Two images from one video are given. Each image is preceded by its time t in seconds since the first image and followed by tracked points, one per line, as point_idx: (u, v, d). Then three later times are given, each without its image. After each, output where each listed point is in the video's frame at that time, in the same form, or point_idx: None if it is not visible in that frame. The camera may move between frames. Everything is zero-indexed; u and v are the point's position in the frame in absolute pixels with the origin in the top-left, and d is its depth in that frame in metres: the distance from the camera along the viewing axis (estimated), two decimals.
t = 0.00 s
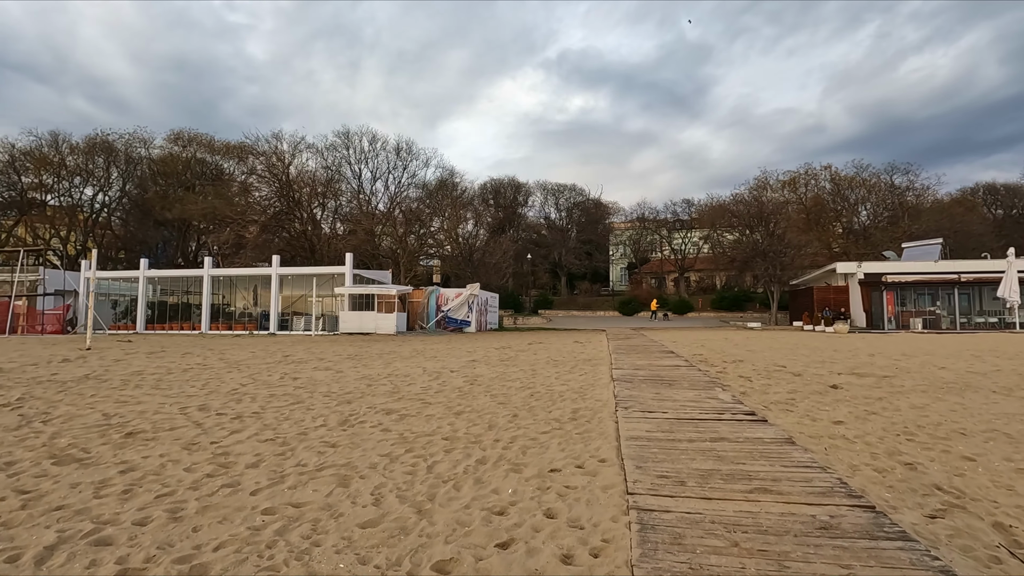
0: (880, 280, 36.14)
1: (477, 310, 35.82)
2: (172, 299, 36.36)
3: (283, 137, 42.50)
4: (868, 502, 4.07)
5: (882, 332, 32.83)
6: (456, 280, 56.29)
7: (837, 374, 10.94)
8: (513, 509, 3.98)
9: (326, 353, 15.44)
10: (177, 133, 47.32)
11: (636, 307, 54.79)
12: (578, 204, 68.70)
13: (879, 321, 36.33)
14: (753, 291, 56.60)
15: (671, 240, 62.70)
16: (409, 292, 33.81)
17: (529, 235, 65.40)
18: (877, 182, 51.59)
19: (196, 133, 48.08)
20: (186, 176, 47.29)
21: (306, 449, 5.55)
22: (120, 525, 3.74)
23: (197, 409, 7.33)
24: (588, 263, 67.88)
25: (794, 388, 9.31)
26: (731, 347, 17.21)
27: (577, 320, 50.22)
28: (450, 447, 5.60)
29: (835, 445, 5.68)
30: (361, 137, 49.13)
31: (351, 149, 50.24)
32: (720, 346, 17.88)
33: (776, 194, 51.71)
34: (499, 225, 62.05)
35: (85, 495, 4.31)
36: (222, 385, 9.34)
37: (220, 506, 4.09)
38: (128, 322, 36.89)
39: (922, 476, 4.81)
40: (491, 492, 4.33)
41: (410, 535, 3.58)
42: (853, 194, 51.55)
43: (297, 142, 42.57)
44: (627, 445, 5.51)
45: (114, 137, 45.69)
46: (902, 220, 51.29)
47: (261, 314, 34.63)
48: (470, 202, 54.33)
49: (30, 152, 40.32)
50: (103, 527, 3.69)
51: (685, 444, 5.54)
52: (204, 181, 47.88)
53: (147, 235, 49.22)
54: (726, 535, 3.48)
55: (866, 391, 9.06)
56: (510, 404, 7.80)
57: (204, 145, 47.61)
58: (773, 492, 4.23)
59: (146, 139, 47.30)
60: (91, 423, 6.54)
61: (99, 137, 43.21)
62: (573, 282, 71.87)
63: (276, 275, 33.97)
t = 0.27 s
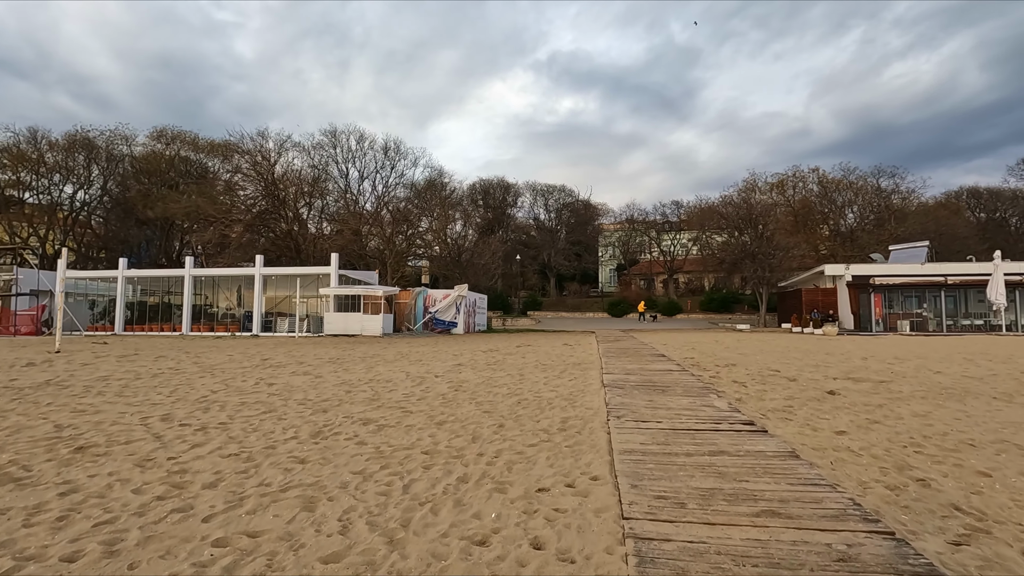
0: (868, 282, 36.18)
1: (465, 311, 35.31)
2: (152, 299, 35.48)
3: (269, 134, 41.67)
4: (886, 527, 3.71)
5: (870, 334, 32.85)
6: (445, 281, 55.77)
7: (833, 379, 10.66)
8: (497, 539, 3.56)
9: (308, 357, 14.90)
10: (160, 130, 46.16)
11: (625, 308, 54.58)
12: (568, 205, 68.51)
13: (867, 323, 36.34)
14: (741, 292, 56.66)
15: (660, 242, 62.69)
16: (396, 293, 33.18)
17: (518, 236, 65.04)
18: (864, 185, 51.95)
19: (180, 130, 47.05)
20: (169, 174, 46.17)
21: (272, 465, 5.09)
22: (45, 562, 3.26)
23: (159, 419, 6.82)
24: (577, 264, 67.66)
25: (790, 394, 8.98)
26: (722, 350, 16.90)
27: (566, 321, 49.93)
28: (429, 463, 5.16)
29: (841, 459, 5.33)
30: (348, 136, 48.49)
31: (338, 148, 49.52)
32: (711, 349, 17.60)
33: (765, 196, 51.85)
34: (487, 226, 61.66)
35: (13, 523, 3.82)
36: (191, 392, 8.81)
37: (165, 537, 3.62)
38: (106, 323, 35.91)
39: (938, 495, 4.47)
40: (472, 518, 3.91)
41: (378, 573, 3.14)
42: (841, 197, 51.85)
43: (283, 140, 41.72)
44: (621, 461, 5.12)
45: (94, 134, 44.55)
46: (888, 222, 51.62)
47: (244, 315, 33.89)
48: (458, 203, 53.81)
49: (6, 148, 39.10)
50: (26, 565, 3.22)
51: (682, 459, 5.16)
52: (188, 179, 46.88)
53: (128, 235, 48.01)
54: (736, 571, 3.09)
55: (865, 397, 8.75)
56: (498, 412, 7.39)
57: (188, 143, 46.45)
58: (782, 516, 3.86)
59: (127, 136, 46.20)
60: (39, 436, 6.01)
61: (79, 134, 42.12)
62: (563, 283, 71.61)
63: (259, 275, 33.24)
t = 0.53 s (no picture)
0: (860, 283, 36.16)
1: (455, 312, 34.80)
2: (135, 299, 34.64)
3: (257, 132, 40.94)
4: (925, 550, 3.33)
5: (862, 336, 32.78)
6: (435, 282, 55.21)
7: (836, 382, 10.34)
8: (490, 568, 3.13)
9: (292, 359, 14.37)
10: (146, 128, 45.18)
11: (616, 309, 54.33)
12: (559, 206, 68.26)
13: (859, 324, 36.32)
14: (732, 294, 56.60)
15: (652, 243, 62.57)
16: (385, 293, 32.83)
17: (509, 237, 64.64)
18: (854, 187, 52.17)
19: (166, 128, 46.12)
20: (155, 172, 45.19)
21: (243, 480, 4.62)
22: None
23: (123, 427, 6.31)
24: (569, 266, 67.36)
25: (794, 398, 8.63)
26: (718, 352, 16.60)
27: (558, 323, 49.61)
28: (415, 476, 4.72)
29: (860, 471, 4.96)
30: (338, 135, 47.87)
31: (328, 146, 48.90)
32: (707, 351, 17.28)
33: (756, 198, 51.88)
34: (478, 226, 61.21)
35: None
36: (163, 397, 8.28)
37: (110, 567, 3.16)
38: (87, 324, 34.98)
39: (970, 511, 4.10)
40: (462, 541, 3.48)
41: None
42: (831, 199, 52.02)
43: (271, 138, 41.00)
44: (624, 473, 4.71)
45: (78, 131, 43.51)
46: (878, 224, 51.87)
47: (230, 316, 33.18)
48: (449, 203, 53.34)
49: None
50: None
51: (691, 471, 4.76)
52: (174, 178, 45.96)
53: (112, 234, 46.95)
54: None
55: (871, 401, 8.43)
56: (490, 418, 6.96)
57: (174, 141, 45.47)
58: (808, 538, 3.47)
59: (112, 133, 45.19)
60: None
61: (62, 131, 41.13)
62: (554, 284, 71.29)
63: (245, 275, 32.54)
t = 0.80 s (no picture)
0: (854, 286, 36.05)
1: (447, 314, 34.25)
2: (119, 301, 33.82)
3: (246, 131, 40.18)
4: None
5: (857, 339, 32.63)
6: (427, 284, 54.70)
7: (842, 388, 9.97)
8: None
9: (277, 364, 13.80)
10: (133, 127, 44.25)
11: (610, 311, 53.99)
12: (552, 207, 67.98)
13: (853, 327, 36.20)
14: (725, 296, 56.45)
15: (645, 245, 62.41)
16: (376, 295, 32.39)
17: (502, 239, 64.24)
18: (846, 190, 52.27)
19: (154, 126, 45.22)
20: (142, 172, 44.27)
21: (208, 505, 4.14)
22: None
23: (83, 441, 5.78)
24: (562, 267, 67.04)
25: (802, 406, 8.25)
26: (716, 356, 16.21)
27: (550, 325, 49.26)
28: (403, 500, 4.27)
29: (889, 491, 4.56)
30: (329, 134, 47.21)
31: (318, 146, 48.24)
32: (704, 355, 16.91)
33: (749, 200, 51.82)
34: (470, 228, 60.87)
35: None
36: (132, 407, 7.72)
37: None
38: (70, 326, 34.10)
39: (1018, 539, 3.70)
40: None
41: None
42: (823, 201, 52.11)
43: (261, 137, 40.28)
44: (633, 495, 4.28)
45: (62, 128, 42.54)
46: (870, 227, 51.98)
47: (217, 318, 32.47)
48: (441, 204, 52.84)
49: None
50: None
51: (706, 493, 4.34)
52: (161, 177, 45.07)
53: (97, 235, 45.93)
54: None
55: (882, 409, 8.06)
56: (483, 429, 6.51)
57: (162, 140, 44.59)
58: None
59: (98, 131, 44.24)
60: None
61: (45, 128, 40.17)
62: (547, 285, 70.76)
63: (232, 276, 31.84)
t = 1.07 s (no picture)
0: (848, 288, 35.91)
1: (439, 316, 33.75)
2: (103, 302, 33.07)
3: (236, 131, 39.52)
4: None
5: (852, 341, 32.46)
6: (419, 286, 54.19)
7: (848, 393, 9.62)
8: None
9: (261, 367, 13.27)
10: (121, 126, 43.48)
11: (604, 313, 53.67)
12: (546, 209, 67.69)
13: (847, 330, 36.09)
14: (719, 298, 56.30)
15: (638, 247, 62.21)
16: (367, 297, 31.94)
17: (495, 241, 63.83)
18: (839, 193, 52.33)
19: (143, 125, 44.43)
20: (130, 172, 43.49)
21: (163, 528, 3.67)
22: None
23: (36, 453, 5.29)
24: (555, 269, 66.69)
25: (810, 411, 7.87)
26: (714, 359, 15.84)
27: (544, 327, 48.88)
28: (384, 520, 3.83)
29: (918, 508, 4.17)
30: (320, 134, 46.62)
31: (310, 146, 47.63)
32: (702, 358, 16.54)
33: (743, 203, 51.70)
34: (463, 229, 60.44)
35: None
36: (98, 414, 7.21)
37: None
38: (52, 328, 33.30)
39: None
40: None
41: None
42: (816, 204, 52.14)
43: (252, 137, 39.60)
44: (640, 515, 3.87)
45: (48, 127, 41.68)
46: (863, 229, 52.06)
47: (204, 319, 31.81)
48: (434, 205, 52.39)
49: None
50: None
51: (720, 511, 3.93)
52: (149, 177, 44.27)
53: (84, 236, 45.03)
54: None
55: (893, 415, 7.70)
56: (475, 438, 6.08)
57: (151, 140, 43.83)
58: None
59: (85, 130, 43.40)
60: None
61: (31, 127, 39.32)
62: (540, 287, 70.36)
63: (220, 277, 31.19)
